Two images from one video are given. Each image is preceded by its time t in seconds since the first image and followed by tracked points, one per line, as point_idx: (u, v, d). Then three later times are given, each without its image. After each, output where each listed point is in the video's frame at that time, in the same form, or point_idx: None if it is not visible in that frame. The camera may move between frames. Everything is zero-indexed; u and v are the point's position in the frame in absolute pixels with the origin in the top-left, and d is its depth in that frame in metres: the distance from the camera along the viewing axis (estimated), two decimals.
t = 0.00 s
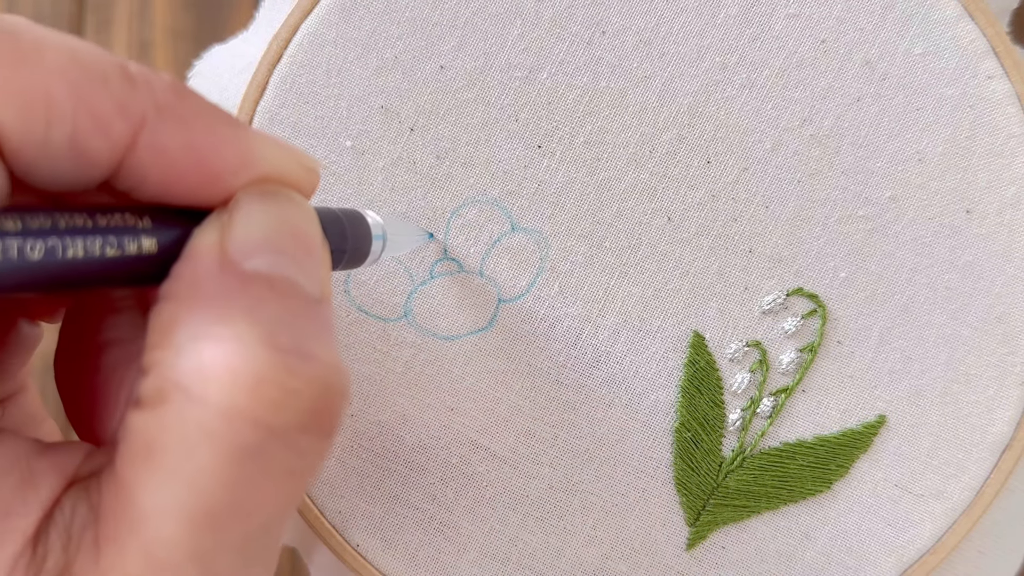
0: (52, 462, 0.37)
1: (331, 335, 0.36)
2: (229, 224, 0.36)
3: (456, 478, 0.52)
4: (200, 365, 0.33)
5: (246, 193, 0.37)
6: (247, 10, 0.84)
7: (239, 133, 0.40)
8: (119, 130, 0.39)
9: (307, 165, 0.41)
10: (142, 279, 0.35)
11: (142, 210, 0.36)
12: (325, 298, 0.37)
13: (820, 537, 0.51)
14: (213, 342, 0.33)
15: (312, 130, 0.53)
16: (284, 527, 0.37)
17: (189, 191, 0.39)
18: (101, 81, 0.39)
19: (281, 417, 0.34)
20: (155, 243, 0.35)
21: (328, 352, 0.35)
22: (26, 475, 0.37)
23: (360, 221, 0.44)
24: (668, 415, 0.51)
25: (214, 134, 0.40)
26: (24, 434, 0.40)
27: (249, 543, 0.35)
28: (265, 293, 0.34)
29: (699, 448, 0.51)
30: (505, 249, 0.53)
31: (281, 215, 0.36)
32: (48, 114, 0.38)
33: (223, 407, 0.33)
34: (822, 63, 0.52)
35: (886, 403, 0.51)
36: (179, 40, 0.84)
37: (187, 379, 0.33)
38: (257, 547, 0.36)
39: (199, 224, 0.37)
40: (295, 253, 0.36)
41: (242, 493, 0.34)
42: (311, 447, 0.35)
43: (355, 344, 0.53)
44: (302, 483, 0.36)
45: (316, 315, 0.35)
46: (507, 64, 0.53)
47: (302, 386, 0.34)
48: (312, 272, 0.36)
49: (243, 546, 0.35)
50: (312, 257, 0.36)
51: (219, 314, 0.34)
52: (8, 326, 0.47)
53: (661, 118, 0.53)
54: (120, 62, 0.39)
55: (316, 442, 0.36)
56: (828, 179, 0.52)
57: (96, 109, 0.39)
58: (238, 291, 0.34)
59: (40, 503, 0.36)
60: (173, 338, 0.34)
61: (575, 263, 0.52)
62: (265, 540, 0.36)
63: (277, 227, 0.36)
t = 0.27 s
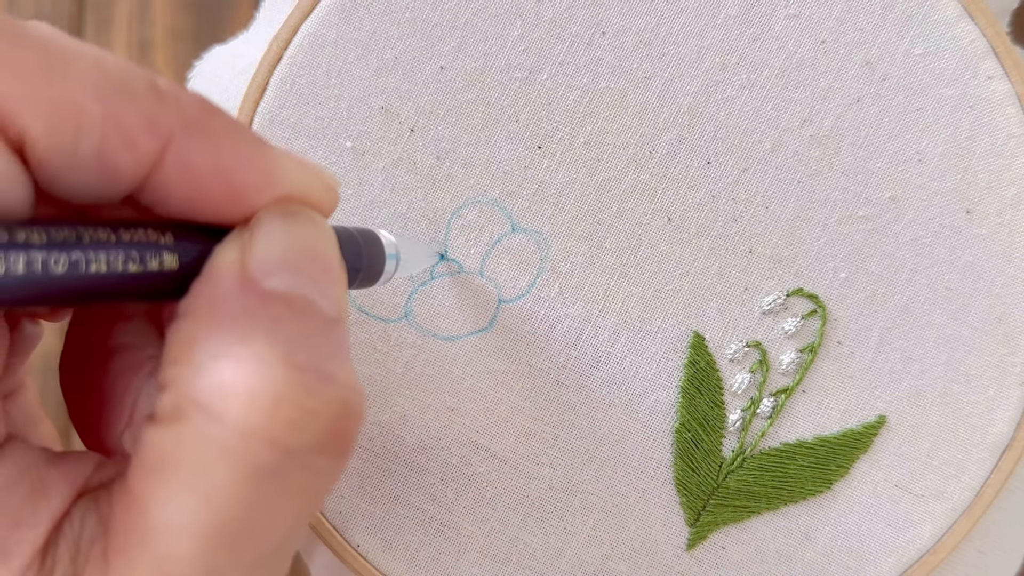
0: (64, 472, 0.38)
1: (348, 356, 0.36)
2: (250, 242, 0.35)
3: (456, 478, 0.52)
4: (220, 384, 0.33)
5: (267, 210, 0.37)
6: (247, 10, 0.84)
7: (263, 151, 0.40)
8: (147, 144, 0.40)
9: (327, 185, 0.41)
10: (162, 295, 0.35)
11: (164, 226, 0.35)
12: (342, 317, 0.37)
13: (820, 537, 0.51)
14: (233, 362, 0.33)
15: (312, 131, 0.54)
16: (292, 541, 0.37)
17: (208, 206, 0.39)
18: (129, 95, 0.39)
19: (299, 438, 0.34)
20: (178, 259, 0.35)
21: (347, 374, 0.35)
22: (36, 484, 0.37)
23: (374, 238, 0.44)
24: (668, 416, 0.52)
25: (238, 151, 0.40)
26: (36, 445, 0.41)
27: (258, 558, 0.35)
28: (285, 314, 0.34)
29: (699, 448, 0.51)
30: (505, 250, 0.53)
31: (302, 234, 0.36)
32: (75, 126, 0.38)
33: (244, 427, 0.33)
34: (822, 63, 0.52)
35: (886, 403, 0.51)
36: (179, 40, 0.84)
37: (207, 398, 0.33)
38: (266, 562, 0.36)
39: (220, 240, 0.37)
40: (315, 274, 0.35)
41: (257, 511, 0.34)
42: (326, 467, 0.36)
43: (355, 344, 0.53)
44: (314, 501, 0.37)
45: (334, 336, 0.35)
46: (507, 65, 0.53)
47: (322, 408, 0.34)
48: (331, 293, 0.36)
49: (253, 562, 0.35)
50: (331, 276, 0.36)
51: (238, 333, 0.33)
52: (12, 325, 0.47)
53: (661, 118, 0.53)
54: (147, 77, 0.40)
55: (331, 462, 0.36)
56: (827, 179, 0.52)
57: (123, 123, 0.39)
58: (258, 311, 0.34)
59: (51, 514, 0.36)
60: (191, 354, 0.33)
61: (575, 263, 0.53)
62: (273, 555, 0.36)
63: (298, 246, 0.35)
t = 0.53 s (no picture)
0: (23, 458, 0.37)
1: (246, 316, 0.35)
2: (136, 208, 0.34)
3: (456, 478, 0.52)
4: (94, 348, 0.32)
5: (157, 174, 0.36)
6: (248, 9, 0.83)
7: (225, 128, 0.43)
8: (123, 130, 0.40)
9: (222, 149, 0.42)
10: (51, 267, 0.34)
11: (46, 197, 0.35)
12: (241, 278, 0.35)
13: (821, 537, 0.51)
14: (106, 325, 0.32)
15: (311, 129, 0.53)
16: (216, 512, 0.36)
17: (92, 173, 0.38)
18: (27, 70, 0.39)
19: (181, 403, 0.33)
20: (63, 230, 0.34)
21: (231, 334, 0.34)
22: None
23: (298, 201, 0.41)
24: (668, 415, 0.51)
25: (103, 116, 0.40)
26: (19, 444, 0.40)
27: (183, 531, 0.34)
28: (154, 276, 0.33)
29: (700, 447, 0.51)
30: (505, 249, 0.53)
31: (187, 194, 0.35)
32: None
33: (124, 391, 0.32)
34: (822, 62, 0.52)
35: (887, 403, 0.51)
36: (179, 40, 0.84)
37: (77, 363, 0.32)
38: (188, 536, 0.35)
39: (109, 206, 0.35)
40: (207, 234, 0.34)
41: (153, 480, 0.33)
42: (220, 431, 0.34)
43: (355, 344, 0.53)
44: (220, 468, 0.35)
45: (222, 297, 0.34)
46: (508, 64, 0.53)
47: (191, 370, 0.33)
48: (221, 253, 0.34)
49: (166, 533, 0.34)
50: (229, 236, 0.35)
51: (103, 295, 0.32)
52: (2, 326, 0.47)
53: (661, 117, 0.53)
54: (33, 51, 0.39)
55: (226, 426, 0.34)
56: (828, 178, 0.52)
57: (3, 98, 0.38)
58: (137, 273, 0.32)
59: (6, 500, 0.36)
60: (66, 322, 0.32)
61: (575, 263, 0.52)
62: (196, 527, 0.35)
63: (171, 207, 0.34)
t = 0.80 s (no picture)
0: None
1: (238, 321, 0.37)
2: (132, 220, 0.36)
3: (455, 477, 0.52)
4: (96, 350, 0.33)
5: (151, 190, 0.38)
6: (248, 9, 0.83)
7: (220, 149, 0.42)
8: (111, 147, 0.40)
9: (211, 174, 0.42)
10: (48, 275, 0.36)
11: (45, 209, 0.37)
12: (235, 287, 0.37)
13: (820, 537, 0.51)
14: (110, 327, 0.34)
15: (311, 129, 0.53)
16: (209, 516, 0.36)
17: (93, 184, 0.39)
18: (31, 81, 0.39)
19: (181, 398, 0.34)
20: (59, 240, 0.36)
21: (228, 334, 0.36)
22: None
23: (287, 222, 0.44)
24: (667, 415, 0.51)
25: (106, 129, 0.41)
26: None
27: (175, 533, 0.34)
28: (159, 281, 0.35)
29: (698, 448, 0.51)
30: (504, 249, 0.53)
31: (184, 208, 0.37)
32: None
33: (125, 387, 0.33)
34: (822, 62, 0.52)
35: (886, 403, 0.51)
36: (180, 41, 0.83)
37: (80, 365, 0.33)
38: (184, 541, 0.34)
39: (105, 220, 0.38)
40: (202, 243, 0.36)
41: (150, 477, 0.33)
42: (217, 430, 0.35)
43: (354, 343, 0.53)
44: (217, 469, 0.36)
45: (218, 301, 0.36)
46: (507, 64, 0.53)
47: (192, 363, 0.34)
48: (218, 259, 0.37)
49: (162, 535, 0.34)
50: (222, 245, 0.37)
51: (108, 300, 0.34)
52: None
53: (660, 117, 0.53)
54: (38, 62, 0.40)
55: (220, 425, 0.36)
56: (828, 179, 0.52)
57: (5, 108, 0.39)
58: (136, 279, 0.35)
59: None
60: (66, 330, 0.34)
61: (574, 262, 0.52)
62: (193, 533, 0.35)
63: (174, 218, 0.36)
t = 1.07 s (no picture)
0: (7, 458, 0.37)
1: (258, 319, 0.37)
2: (152, 221, 0.36)
3: (455, 477, 0.52)
4: (122, 351, 0.33)
5: (168, 190, 0.38)
6: (248, 9, 0.81)
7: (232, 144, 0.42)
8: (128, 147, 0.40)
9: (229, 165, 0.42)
10: (62, 277, 0.35)
11: (64, 210, 0.36)
12: (253, 288, 0.37)
13: (819, 536, 0.51)
14: (135, 327, 0.33)
15: (311, 129, 0.54)
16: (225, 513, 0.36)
17: (112, 185, 0.39)
18: (54, 86, 0.40)
19: (206, 399, 0.34)
20: (79, 242, 0.35)
21: (252, 335, 0.36)
22: None
23: (293, 221, 0.44)
24: (666, 415, 0.51)
25: (125, 131, 0.41)
26: None
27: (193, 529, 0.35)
28: (183, 281, 0.35)
29: (697, 447, 0.51)
30: (504, 248, 0.53)
31: (204, 209, 0.37)
32: None
33: (152, 388, 0.33)
34: (821, 62, 0.52)
35: (886, 402, 0.51)
36: (179, 40, 0.82)
37: (106, 366, 0.33)
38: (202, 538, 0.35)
39: (123, 221, 0.37)
40: (223, 246, 0.36)
41: (174, 477, 0.33)
42: (240, 430, 0.36)
43: (353, 343, 0.53)
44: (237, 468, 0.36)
45: (242, 302, 0.36)
46: (507, 64, 0.53)
47: (219, 364, 0.34)
48: (237, 260, 0.37)
49: (182, 533, 0.34)
50: (241, 248, 0.37)
51: (133, 300, 0.34)
52: None
53: (660, 117, 0.53)
54: (60, 67, 0.40)
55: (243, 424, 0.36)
56: (827, 178, 0.52)
57: (28, 111, 0.39)
58: (159, 280, 0.35)
59: None
60: (92, 329, 0.34)
61: (574, 262, 0.52)
62: (210, 530, 0.35)
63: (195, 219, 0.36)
